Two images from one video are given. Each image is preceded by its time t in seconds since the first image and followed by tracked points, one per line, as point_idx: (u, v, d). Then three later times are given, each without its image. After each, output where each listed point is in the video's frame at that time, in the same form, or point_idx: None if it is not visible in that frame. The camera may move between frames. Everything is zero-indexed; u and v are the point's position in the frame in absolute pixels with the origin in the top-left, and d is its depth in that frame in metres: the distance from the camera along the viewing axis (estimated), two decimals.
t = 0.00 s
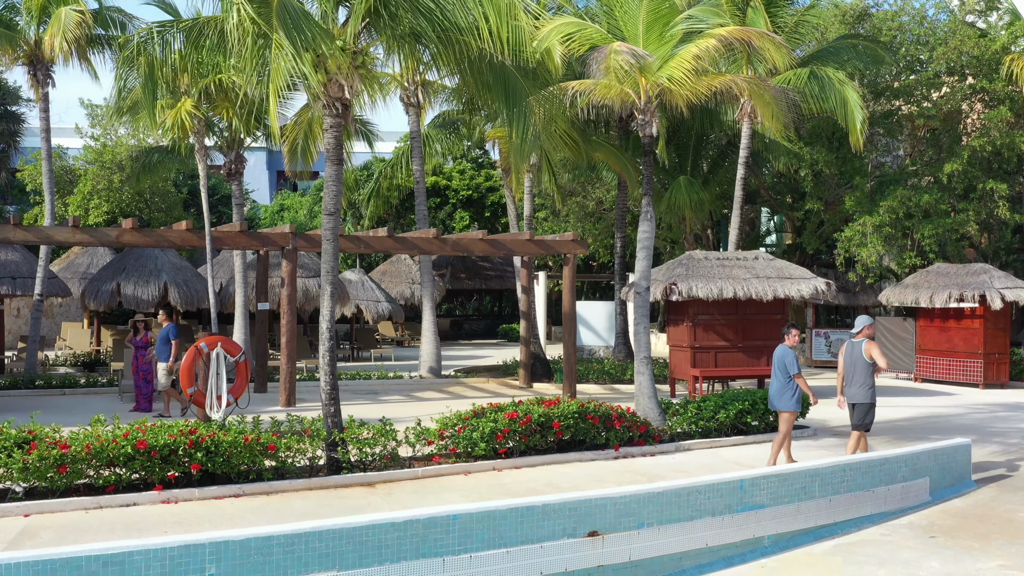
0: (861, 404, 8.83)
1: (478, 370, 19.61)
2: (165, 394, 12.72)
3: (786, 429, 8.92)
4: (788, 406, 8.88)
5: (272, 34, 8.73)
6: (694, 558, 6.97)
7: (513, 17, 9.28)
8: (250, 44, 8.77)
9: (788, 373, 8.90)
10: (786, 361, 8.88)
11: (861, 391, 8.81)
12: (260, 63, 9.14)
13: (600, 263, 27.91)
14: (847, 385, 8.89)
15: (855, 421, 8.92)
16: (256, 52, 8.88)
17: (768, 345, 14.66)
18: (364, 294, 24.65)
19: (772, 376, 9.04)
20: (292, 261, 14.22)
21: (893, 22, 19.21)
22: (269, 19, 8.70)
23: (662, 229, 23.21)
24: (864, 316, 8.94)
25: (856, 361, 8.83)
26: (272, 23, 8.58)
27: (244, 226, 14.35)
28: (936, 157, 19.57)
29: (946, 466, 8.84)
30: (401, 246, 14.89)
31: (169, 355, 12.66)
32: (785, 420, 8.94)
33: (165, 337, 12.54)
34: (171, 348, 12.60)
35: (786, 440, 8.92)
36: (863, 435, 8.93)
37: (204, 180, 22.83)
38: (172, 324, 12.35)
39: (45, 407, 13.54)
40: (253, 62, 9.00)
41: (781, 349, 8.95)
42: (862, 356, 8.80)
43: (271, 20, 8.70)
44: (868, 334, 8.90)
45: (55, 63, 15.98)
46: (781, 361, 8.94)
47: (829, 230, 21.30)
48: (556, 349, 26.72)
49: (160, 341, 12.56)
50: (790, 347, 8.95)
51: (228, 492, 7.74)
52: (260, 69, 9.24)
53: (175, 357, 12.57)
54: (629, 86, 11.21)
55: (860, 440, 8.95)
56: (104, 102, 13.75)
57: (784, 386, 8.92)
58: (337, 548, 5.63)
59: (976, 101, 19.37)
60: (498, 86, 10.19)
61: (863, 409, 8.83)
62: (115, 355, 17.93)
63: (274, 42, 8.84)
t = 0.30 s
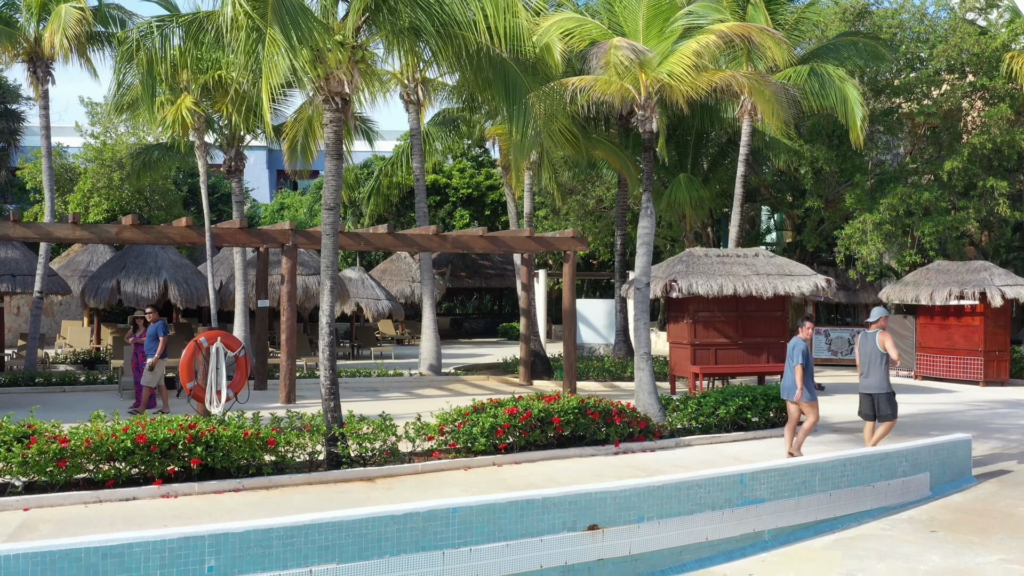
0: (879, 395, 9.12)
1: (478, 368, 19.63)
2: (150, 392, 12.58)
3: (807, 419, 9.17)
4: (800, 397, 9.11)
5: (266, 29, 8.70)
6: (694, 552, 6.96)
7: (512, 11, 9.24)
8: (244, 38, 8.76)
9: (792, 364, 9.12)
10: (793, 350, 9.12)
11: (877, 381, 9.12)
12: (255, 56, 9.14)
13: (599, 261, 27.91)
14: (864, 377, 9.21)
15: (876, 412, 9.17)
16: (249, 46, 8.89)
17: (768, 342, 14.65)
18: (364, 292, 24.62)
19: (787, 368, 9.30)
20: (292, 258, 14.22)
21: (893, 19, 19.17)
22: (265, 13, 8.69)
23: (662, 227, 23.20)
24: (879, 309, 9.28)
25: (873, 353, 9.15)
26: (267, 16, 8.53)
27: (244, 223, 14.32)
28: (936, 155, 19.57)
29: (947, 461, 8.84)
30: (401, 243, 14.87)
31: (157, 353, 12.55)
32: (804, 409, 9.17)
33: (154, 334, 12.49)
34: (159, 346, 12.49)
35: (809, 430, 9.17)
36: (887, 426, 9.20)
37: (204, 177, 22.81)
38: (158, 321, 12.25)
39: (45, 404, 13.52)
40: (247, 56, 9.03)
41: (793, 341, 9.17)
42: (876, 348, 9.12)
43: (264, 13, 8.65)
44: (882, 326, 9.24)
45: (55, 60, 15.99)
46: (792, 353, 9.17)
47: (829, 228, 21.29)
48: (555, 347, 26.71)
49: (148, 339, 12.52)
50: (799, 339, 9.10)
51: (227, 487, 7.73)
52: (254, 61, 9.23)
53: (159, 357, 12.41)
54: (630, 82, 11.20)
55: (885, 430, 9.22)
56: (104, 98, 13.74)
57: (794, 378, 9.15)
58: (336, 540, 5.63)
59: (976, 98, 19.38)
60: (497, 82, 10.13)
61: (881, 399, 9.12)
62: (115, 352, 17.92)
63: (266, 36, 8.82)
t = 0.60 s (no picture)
0: (895, 391, 9.24)
1: (478, 366, 19.62)
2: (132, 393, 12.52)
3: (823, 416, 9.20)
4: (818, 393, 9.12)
5: (261, 22, 8.68)
6: (694, 547, 6.95)
7: (510, 6, 9.21)
8: (238, 30, 8.74)
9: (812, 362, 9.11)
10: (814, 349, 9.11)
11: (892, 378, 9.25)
12: (249, 48, 9.12)
13: (600, 259, 27.91)
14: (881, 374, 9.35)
15: (890, 409, 9.28)
16: (243, 39, 8.87)
17: (768, 340, 14.63)
18: (364, 290, 24.61)
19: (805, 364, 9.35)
20: (292, 255, 14.21)
21: (893, 17, 19.16)
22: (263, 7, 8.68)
23: (662, 225, 23.19)
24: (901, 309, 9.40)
25: (891, 351, 9.28)
26: (262, 9, 8.49)
27: (244, 220, 14.32)
28: (936, 152, 19.54)
29: (947, 457, 8.83)
30: (401, 240, 14.85)
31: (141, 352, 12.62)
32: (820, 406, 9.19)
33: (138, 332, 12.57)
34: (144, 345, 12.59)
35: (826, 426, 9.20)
36: (903, 423, 9.29)
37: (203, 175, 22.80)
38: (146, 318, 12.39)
39: (44, 401, 13.52)
40: (242, 49, 9.01)
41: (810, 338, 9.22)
42: (894, 345, 9.26)
43: (260, 5, 8.63)
44: (902, 325, 9.36)
45: (54, 58, 15.99)
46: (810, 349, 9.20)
47: (829, 225, 21.26)
48: (555, 345, 26.70)
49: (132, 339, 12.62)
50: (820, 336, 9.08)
51: (226, 481, 7.71)
52: (248, 54, 9.22)
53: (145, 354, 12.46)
54: (630, 77, 11.19)
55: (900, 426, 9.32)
56: (104, 96, 13.73)
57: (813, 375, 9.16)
58: (335, 533, 5.61)
59: (976, 96, 19.35)
60: (497, 78, 10.10)
61: (896, 396, 9.23)
62: (115, 350, 17.92)
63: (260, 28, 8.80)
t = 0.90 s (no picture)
0: (919, 390, 9.25)
1: (478, 364, 19.61)
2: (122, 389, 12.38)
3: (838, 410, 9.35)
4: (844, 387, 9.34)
5: (258, 16, 8.66)
6: (693, 541, 6.93)
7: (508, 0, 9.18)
8: (235, 25, 8.73)
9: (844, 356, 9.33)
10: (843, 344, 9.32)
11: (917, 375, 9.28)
12: (245, 41, 9.10)
13: (599, 257, 27.90)
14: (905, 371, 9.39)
15: (915, 407, 9.32)
16: (239, 32, 8.85)
17: (768, 337, 14.61)
18: (364, 288, 24.62)
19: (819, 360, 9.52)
20: (291, 252, 14.20)
21: (893, 15, 19.19)
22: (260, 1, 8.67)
23: (663, 224, 23.18)
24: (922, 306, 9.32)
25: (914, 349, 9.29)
26: (259, 3, 8.48)
27: (243, 217, 14.30)
28: (937, 150, 19.52)
29: (947, 452, 8.81)
30: (401, 237, 14.83)
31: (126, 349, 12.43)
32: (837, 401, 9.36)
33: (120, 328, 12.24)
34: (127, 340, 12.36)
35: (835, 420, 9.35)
36: (925, 419, 9.33)
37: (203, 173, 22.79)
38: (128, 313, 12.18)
39: (42, 398, 13.49)
40: (239, 43, 8.98)
41: (833, 333, 9.36)
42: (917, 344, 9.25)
43: None
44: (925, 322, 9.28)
45: (54, 55, 15.97)
46: (833, 343, 9.36)
47: (829, 223, 21.25)
48: (555, 343, 26.68)
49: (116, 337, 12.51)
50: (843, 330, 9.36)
51: (225, 477, 7.70)
52: (244, 46, 9.20)
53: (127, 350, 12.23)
54: (629, 73, 11.18)
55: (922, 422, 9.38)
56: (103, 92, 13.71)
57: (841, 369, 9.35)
58: (334, 527, 5.60)
59: (976, 93, 19.31)
60: (497, 74, 10.06)
61: (922, 394, 9.26)
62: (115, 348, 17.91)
63: (257, 22, 8.77)
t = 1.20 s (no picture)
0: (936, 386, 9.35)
1: (478, 362, 19.60)
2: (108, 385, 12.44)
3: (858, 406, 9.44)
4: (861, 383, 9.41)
5: (256, 10, 8.63)
6: (693, 536, 6.92)
7: None
8: (234, 19, 8.69)
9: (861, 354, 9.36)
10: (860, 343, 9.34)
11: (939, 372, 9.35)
12: (242, 34, 9.05)
13: (599, 255, 27.90)
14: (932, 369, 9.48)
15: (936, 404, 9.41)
16: (236, 25, 8.82)
17: (768, 334, 14.60)
18: (364, 287, 24.64)
19: (835, 356, 9.61)
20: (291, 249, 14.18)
21: (893, 12, 19.19)
22: None
23: (662, 222, 23.17)
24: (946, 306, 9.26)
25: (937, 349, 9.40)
26: None
27: (242, 214, 14.26)
28: (936, 148, 19.50)
29: (947, 448, 8.80)
30: (401, 235, 14.82)
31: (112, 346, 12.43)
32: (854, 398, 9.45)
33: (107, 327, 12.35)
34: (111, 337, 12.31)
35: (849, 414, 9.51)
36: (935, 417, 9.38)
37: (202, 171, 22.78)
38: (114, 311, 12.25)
39: (41, 396, 13.47)
40: (238, 37, 8.94)
41: (849, 330, 9.41)
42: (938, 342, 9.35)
43: None
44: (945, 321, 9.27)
45: (53, 52, 15.97)
46: (850, 341, 9.41)
47: (829, 221, 21.23)
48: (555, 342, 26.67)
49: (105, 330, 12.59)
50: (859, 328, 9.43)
51: (223, 472, 7.68)
52: (242, 39, 9.14)
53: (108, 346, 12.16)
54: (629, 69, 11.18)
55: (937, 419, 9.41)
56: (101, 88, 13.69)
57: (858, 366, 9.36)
58: (332, 520, 5.59)
59: (976, 91, 19.28)
60: (496, 69, 10.02)
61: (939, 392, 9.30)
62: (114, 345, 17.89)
63: (255, 15, 8.73)
